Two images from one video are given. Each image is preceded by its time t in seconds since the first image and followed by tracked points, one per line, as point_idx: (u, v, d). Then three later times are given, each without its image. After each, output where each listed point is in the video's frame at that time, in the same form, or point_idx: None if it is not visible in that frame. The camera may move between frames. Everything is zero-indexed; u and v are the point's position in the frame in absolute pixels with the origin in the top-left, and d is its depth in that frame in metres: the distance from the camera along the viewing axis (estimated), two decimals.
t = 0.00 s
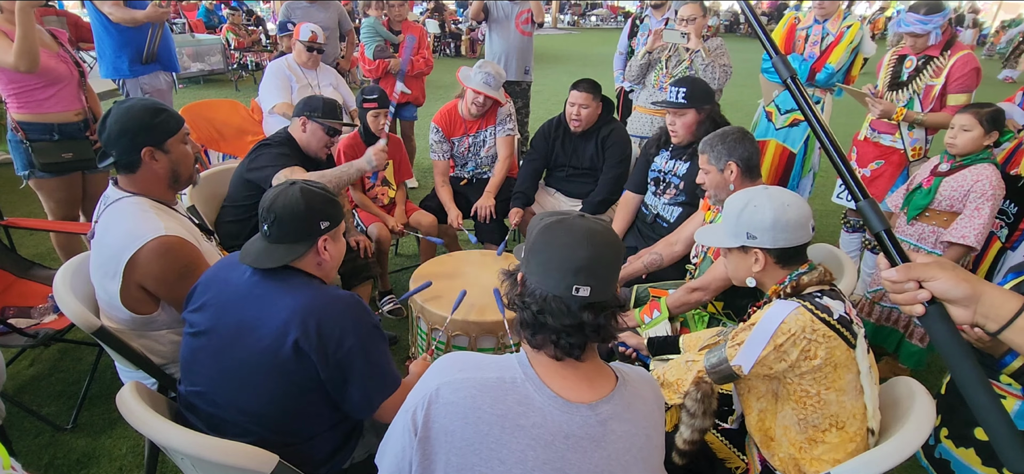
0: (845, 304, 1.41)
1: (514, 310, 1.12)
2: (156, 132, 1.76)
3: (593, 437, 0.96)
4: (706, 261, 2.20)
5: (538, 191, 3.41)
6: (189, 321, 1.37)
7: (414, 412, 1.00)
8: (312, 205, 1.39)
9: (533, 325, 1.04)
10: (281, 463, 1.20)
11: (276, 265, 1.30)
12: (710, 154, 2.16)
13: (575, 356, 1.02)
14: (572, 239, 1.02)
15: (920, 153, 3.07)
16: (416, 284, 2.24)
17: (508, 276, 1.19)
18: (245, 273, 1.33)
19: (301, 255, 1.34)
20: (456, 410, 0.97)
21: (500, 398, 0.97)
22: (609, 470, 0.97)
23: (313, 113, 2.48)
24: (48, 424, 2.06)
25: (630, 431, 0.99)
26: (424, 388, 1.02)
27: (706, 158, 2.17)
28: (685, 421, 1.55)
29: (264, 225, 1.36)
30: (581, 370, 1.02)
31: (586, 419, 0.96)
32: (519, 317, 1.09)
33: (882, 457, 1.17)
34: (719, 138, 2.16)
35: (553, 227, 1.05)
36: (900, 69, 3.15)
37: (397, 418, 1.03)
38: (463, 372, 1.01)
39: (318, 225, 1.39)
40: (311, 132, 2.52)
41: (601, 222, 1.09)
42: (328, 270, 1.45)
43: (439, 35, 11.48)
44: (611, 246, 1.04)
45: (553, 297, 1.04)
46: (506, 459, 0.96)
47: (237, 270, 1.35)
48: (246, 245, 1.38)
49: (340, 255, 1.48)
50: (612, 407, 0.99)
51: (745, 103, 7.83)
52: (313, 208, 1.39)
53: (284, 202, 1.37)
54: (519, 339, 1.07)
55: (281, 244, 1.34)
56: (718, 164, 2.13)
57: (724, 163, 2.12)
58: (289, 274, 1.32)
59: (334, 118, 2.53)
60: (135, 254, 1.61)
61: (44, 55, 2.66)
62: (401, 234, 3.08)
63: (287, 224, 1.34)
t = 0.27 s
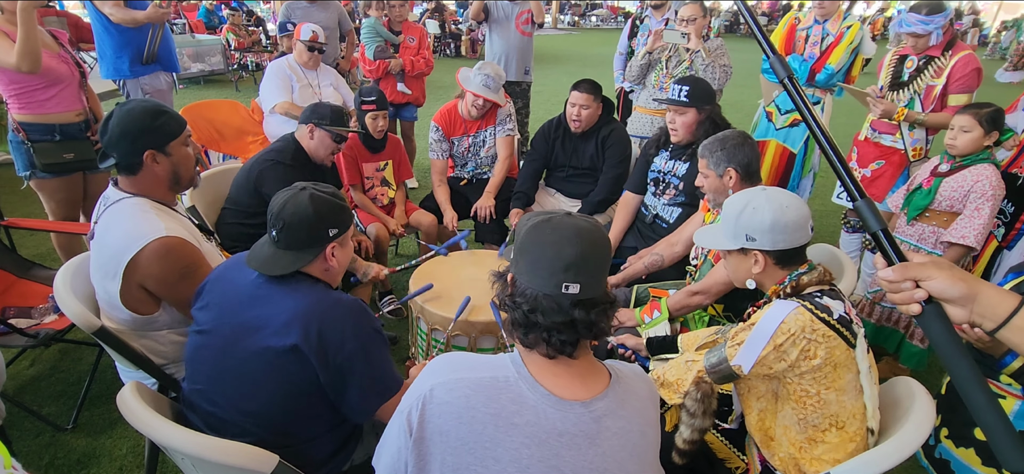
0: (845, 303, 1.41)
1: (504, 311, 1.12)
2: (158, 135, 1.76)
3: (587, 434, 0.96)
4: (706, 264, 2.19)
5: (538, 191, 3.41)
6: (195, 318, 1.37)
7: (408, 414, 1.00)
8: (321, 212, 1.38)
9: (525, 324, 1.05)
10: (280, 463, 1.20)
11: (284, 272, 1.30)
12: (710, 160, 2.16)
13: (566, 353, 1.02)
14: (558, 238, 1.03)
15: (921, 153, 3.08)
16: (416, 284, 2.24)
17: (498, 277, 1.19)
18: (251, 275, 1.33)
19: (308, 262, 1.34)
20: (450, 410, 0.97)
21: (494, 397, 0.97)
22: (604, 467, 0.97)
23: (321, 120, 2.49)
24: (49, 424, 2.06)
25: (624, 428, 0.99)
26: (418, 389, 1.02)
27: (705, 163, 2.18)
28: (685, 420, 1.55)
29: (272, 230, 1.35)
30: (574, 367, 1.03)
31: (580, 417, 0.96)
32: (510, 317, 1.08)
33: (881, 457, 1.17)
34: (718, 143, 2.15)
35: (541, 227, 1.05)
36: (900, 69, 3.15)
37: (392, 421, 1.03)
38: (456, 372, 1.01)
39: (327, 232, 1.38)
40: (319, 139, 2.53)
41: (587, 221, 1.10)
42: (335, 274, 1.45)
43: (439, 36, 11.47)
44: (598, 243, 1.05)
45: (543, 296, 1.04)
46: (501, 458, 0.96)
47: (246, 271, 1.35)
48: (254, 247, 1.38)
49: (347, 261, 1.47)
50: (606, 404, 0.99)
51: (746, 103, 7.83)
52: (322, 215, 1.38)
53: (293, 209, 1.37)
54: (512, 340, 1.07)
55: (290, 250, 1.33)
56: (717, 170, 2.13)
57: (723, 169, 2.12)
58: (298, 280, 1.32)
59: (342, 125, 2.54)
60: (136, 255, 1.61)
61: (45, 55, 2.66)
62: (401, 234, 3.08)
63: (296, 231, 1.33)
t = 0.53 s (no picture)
0: (844, 303, 1.41)
1: (498, 311, 1.12)
2: (160, 136, 1.77)
3: (583, 433, 0.96)
4: (706, 268, 2.17)
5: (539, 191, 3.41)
6: (201, 315, 1.37)
7: (404, 415, 1.00)
8: (329, 213, 1.38)
9: (518, 324, 1.04)
10: (281, 464, 1.20)
11: (293, 273, 1.30)
12: (709, 166, 2.16)
13: (560, 353, 1.02)
14: (550, 237, 1.03)
15: (921, 153, 3.09)
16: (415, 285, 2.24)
17: (492, 279, 1.19)
18: (258, 276, 1.34)
19: (316, 264, 1.34)
20: (446, 411, 0.97)
21: (490, 397, 0.97)
22: (600, 466, 0.97)
23: (313, 112, 2.46)
24: (49, 424, 2.06)
25: (621, 427, 0.99)
26: (414, 390, 1.02)
27: (704, 169, 2.18)
28: (685, 421, 1.55)
29: (281, 230, 1.35)
30: (569, 367, 1.03)
31: (576, 416, 0.96)
32: (504, 318, 1.08)
33: (881, 457, 1.17)
34: (718, 149, 2.15)
35: (533, 227, 1.06)
36: (901, 69, 3.15)
37: (388, 423, 1.02)
38: (452, 373, 1.01)
39: (335, 234, 1.38)
40: (309, 132, 2.50)
41: (580, 220, 1.11)
42: (341, 277, 1.44)
43: (439, 36, 11.47)
44: (591, 243, 1.05)
45: (536, 296, 1.04)
46: (497, 458, 0.96)
47: (254, 271, 1.36)
48: (262, 249, 1.38)
49: (355, 262, 1.47)
50: (602, 403, 0.99)
51: (746, 103, 7.84)
52: (331, 216, 1.38)
53: (303, 210, 1.36)
54: (507, 341, 1.07)
55: (298, 251, 1.33)
56: (717, 177, 2.13)
57: (723, 175, 2.12)
58: (305, 281, 1.32)
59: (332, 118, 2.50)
60: (136, 256, 1.61)
61: (46, 56, 2.67)
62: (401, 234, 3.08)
63: (305, 232, 1.33)
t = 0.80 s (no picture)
0: (843, 303, 1.41)
1: (495, 310, 1.12)
2: (162, 137, 1.77)
3: (580, 433, 0.96)
4: (706, 272, 2.16)
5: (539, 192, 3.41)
6: (198, 321, 1.38)
7: (401, 414, 1.00)
8: (327, 213, 1.39)
9: (515, 323, 1.05)
10: (281, 463, 1.20)
11: (289, 272, 1.30)
12: (707, 172, 2.16)
13: (557, 351, 1.02)
14: (545, 236, 1.04)
15: (921, 154, 3.09)
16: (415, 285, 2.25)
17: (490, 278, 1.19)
18: (257, 278, 1.33)
19: (313, 262, 1.34)
20: (442, 410, 0.97)
21: (486, 396, 0.97)
22: (597, 466, 0.97)
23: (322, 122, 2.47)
24: (49, 425, 2.06)
25: (618, 426, 0.99)
26: (411, 389, 1.02)
27: (702, 174, 2.18)
28: (684, 421, 1.55)
29: (278, 230, 1.36)
30: (566, 366, 1.03)
31: (572, 415, 0.96)
32: (501, 317, 1.09)
33: (880, 457, 1.17)
34: (716, 155, 2.15)
35: (529, 227, 1.06)
36: (902, 70, 3.15)
37: (385, 422, 1.03)
38: (448, 373, 1.01)
39: (333, 233, 1.39)
40: (318, 141, 2.51)
41: (576, 219, 1.11)
42: (340, 277, 1.45)
43: (439, 37, 11.48)
44: (588, 242, 1.06)
45: (533, 294, 1.05)
46: (493, 457, 0.96)
47: (251, 274, 1.35)
48: (259, 249, 1.38)
49: (352, 263, 1.48)
50: (599, 402, 0.99)
51: (745, 104, 7.84)
52: (328, 216, 1.39)
53: (300, 208, 1.37)
54: (503, 339, 1.07)
55: (296, 250, 1.34)
56: (714, 183, 2.14)
57: (720, 182, 2.13)
58: (302, 282, 1.32)
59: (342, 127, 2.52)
60: (138, 256, 1.61)
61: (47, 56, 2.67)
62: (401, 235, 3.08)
63: (302, 231, 1.34)
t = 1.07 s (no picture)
0: (842, 303, 1.41)
1: (497, 310, 1.12)
2: (163, 137, 1.77)
3: (580, 433, 0.96)
4: (705, 276, 2.16)
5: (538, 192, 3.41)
6: (192, 324, 1.38)
7: (401, 415, 1.00)
8: (311, 209, 1.38)
9: (516, 322, 1.05)
10: (281, 463, 1.20)
11: (278, 270, 1.31)
12: (702, 175, 2.17)
13: (558, 352, 1.02)
14: (547, 236, 1.04)
15: (921, 154, 3.09)
16: (415, 285, 2.25)
17: (491, 278, 1.19)
18: (248, 279, 1.33)
19: (302, 259, 1.34)
20: (442, 410, 0.97)
21: (486, 397, 0.97)
22: (597, 466, 0.97)
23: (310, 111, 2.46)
24: (49, 425, 2.06)
25: (618, 427, 0.99)
26: (411, 390, 1.02)
27: (697, 178, 2.19)
28: (684, 421, 1.55)
29: (264, 229, 1.35)
30: (566, 366, 1.03)
31: (573, 415, 0.96)
32: (502, 316, 1.09)
33: (880, 457, 1.17)
34: (711, 160, 2.15)
35: (531, 226, 1.07)
36: (903, 70, 3.15)
37: (385, 423, 1.03)
38: (447, 373, 1.01)
39: (319, 229, 1.38)
40: (308, 132, 2.50)
41: (578, 219, 1.11)
42: (331, 274, 1.45)
43: (439, 37, 11.47)
44: (589, 242, 1.06)
45: (534, 294, 1.05)
46: (494, 457, 0.96)
47: (242, 274, 1.35)
48: (249, 249, 1.38)
49: (342, 258, 1.47)
50: (599, 403, 0.99)
51: (745, 104, 7.85)
52: (313, 212, 1.38)
53: (284, 207, 1.36)
54: (505, 340, 1.07)
55: (284, 248, 1.34)
56: (708, 187, 2.15)
57: (714, 186, 2.13)
58: (292, 279, 1.33)
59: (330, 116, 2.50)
60: (138, 257, 1.61)
61: (48, 57, 2.67)
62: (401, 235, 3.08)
63: (287, 229, 1.33)
